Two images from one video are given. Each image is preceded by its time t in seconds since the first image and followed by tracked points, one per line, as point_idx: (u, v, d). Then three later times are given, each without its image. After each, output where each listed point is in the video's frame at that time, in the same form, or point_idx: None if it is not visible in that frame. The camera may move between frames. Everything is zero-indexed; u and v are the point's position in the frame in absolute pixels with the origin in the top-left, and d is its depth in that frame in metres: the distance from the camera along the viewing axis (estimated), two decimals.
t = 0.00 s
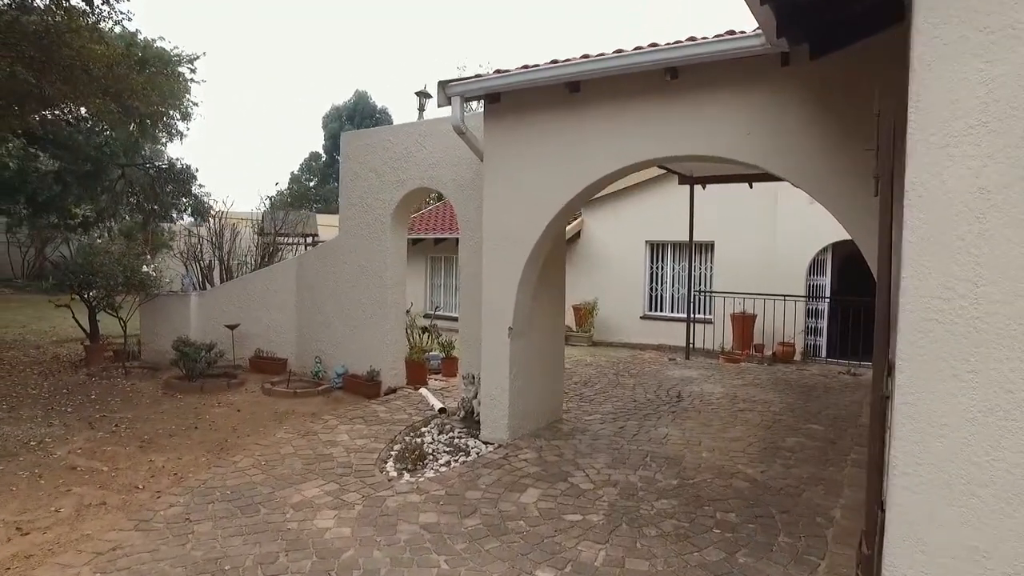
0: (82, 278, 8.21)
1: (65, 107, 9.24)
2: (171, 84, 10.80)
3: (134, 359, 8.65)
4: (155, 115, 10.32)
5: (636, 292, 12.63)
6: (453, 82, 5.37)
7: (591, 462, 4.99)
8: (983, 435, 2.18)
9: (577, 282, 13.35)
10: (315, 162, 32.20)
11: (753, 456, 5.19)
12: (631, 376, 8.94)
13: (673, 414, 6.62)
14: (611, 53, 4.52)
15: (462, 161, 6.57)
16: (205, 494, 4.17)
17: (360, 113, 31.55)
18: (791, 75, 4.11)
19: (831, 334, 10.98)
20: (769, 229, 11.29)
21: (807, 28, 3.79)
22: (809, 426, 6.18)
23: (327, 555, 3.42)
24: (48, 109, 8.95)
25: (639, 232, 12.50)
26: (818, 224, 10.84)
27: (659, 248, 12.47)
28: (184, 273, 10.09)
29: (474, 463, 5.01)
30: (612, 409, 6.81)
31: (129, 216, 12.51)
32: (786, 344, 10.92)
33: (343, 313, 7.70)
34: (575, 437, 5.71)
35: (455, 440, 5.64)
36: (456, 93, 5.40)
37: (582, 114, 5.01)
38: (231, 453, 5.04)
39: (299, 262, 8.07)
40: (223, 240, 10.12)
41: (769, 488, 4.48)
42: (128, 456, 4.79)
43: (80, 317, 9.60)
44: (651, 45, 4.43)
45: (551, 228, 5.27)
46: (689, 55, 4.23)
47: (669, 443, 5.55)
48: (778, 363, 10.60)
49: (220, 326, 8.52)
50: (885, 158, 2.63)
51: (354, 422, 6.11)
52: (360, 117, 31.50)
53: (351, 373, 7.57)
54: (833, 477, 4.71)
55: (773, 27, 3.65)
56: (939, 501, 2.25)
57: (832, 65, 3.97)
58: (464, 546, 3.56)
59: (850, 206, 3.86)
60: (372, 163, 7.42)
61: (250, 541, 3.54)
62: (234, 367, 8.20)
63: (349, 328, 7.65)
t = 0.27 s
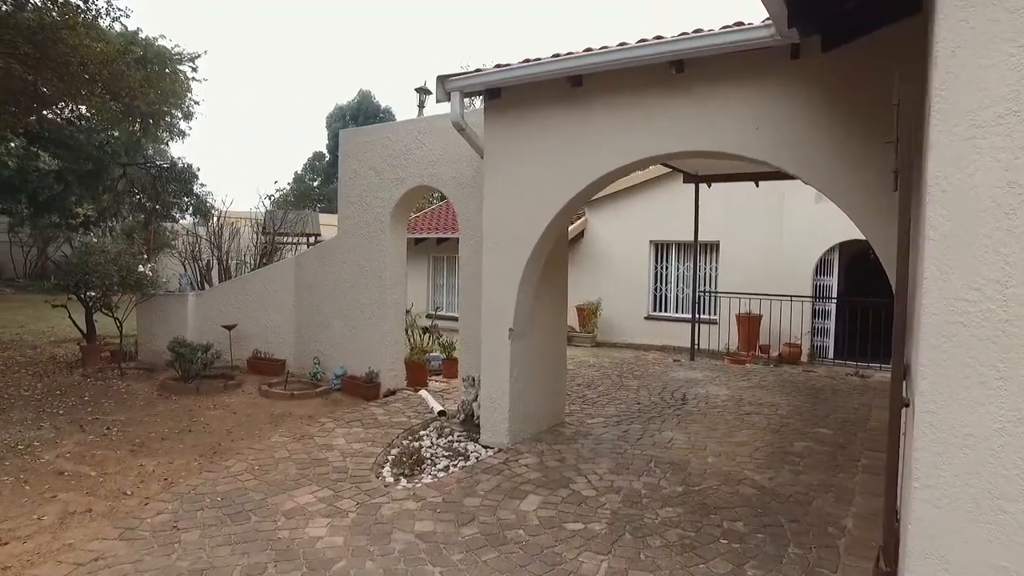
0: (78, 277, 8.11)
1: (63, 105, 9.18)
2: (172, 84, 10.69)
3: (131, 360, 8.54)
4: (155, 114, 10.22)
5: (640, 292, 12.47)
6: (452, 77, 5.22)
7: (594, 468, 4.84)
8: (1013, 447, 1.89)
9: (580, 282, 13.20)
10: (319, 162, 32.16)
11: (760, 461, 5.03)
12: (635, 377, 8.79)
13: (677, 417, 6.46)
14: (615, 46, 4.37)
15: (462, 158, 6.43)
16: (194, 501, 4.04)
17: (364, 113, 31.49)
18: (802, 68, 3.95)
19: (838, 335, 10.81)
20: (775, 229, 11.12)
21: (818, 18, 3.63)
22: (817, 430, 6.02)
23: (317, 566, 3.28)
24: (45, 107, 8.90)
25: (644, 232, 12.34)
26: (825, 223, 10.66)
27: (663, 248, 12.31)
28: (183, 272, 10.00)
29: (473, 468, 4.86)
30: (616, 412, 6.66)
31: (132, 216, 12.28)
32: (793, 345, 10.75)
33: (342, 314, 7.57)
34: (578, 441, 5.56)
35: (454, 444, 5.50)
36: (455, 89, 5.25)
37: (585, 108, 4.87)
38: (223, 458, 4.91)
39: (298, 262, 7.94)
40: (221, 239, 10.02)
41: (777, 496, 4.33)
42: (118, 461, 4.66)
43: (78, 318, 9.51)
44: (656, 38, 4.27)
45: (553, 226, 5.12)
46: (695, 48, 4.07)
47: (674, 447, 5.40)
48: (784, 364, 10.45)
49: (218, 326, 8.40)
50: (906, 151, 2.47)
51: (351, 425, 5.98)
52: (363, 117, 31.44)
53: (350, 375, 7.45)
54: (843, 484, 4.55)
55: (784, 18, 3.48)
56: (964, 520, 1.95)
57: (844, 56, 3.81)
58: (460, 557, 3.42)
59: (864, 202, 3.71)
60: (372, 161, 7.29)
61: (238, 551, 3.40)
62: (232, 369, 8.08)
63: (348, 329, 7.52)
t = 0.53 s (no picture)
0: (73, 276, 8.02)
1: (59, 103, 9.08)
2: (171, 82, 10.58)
3: (127, 361, 8.43)
4: (154, 113, 10.10)
5: (642, 293, 12.34)
6: (449, 72, 5.09)
7: (594, 473, 4.71)
8: None
9: (582, 282, 13.07)
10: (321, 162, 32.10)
11: (764, 466, 4.91)
12: (637, 378, 8.66)
13: (680, 420, 6.33)
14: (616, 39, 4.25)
15: (460, 155, 6.32)
16: (183, 507, 3.92)
17: (366, 113, 31.40)
18: (809, 60, 3.84)
19: (842, 335, 10.67)
20: (779, 228, 10.99)
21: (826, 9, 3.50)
22: (822, 433, 5.89)
23: None
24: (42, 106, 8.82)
25: (646, 232, 12.20)
26: (830, 222, 10.52)
27: (666, 247, 12.18)
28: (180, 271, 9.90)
29: (470, 473, 4.74)
30: (617, 414, 6.54)
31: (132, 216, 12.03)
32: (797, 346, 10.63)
33: (339, 314, 7.46)
34: (578, 445, 5.44)
35: (452, 448, 5.38)
36: (453, 84, 5.13)
37: (585, 104, 4.75)
38: (215, 461, 4.79)
39: (295, 261, 7.83)
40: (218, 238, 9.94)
41: (782, 502, 4.20)
42: (107, 465, 4.55)
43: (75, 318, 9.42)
44: (658, 31, 4.15)
45: (553, 225, 5.01)
46: (699, 40, 3.95)
47: (677, 451, 5.27)
48: (788, 365, 10.32)
49: (214, 327, 8.29)
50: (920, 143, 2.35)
51: (346, 427, 5.86)
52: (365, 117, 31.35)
53: (347, 376, 7.34)
54: (851, 490, 4.42)
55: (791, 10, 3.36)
56: (985, 536, 1.79)
57: (851, 49, 3.70)
58: (454, 567, 3.30)
59: (872, 199, 3.59)
60: (369, 159, 7.17)
61: (225, 560, 3.29)
62: (228, 370, 7.97)
63: (346, 329, 7.41)
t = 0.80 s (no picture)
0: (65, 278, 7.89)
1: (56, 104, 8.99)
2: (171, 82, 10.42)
3: (121, 363, 8.33)
4: (152, 113, 9.95)
5: (645, 294, 12.18)
6: (444, 69, 4.95)
7: (592, 482, 4.56)
8: None
9: (583, 283, 12.92)
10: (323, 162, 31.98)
11: (768, 474, 4.75)
12: (639, 382, 8.51)
13: (682, 425, 6.17)
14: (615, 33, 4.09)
15: (457, 154, 6.18)
16: (166, 517, 3.79)
17: (367, 113, 31.29)
18: (815, 54, 3.69)
19: (847, 338, 10.51)
20: (784, 228, 10.83)
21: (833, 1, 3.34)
22: (828, 439, 5.73)
23: None
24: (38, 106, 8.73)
25: (649, 232, 12.05)
26: (835, 223, 10.36)
27: (669, 248, 12.03)
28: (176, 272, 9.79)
29: (464, 481, 4.60)
30: (617, 419, 6.39)
31: (132, 219, 11.79)
32: (801, 348, 10.47)
33: (335, 316, 7.34)
34: (576, 451, 5.29)
35: (447, 455, 5.24)
36: (448, 81, 4.98)
37: (584, 100, 4.60)
38: (203, 468, 4.66)
39: (291, 263, 7.71)
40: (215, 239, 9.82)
41: (787, 513, 4.05)
42: (91, 472, 4.42)
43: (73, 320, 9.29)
44: (659, 25, 4.00)
45: (551, 225, 4.86)
46: (701, 34, 3.80)
47: (678, 459, 5.12)
48: (792, 368, 10.17)
49: (209, 329, 8.17)
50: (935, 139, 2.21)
51: (340, 433, 5.73)
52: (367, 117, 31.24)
53: (343, 380, 7.21)
54: (858, 500, 4.27)
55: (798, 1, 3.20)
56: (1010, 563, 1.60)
57: (859, 43, 3.55)
58: None
59: (882, 197, 3.44)
60: (365, 158, 7.04)
61: None
62: (222, 373, 7.85)
63: (341, 331, 7.29)
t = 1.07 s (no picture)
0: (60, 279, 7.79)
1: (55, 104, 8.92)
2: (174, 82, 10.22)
3: (117, 365, 8.23)
4: (153, 113, 9.87)
5: (648, 295, 12.03)
6: (441, 65, 4.82)
7: (592, 489, 4.43)
8: None
9: (586, 284, 12.77)
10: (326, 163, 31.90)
11: (774, 482, 4.61)
12: (642, 384, 8.36)
13: (685, 430, 6.02)
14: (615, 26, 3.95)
15: (456, 153, 6.06)
16: (151, 525, 3.67)
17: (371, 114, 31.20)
18: (823, 47, 3.56)
19: (854, 339, 10.35)
20: (789, 229, 10.66)
21: None
22: (835, 444, 5.58)
23: None
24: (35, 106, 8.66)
25: (652, 233, 11.90)
26: (842, 223, 10.19)
27: (673, 249, 11.88)
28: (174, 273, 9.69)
29: (460, 488, 4.47)
30: (619, 423, 6.25)
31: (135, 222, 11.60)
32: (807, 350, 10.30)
33: (333, 317, 7.23)
34: (577, 457, 5.16)
35: (445, 461, 5.11)
36: (444, 77, 4.86)
37: (584, 97, 4.47)
38: (193, 475, 4.55)
39: (289, 263, 7.60)
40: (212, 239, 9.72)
41: (794, 523, 3.90)
42: (78, 478, 4.31)
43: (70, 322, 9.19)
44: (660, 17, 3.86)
45: (550, 225, 4.73)
46: (704, 26, 3.65)
47: (681, 465, 4.98)
48: (798, 370, 10.01)
49: (206, 331, 8.06)
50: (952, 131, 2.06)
51: (335, 437, 5.61)
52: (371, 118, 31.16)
53: (340, 383, 7.09)
54: (867, 509, 4.12)
55: None
56: None
57: (869, 35, 3.41)
58: None
59: (892, 196, 3.31)
60: (363, 157, 6.92)
61: None
62: (219, 375, 7.74)
63: (339, 333, 7.17)
